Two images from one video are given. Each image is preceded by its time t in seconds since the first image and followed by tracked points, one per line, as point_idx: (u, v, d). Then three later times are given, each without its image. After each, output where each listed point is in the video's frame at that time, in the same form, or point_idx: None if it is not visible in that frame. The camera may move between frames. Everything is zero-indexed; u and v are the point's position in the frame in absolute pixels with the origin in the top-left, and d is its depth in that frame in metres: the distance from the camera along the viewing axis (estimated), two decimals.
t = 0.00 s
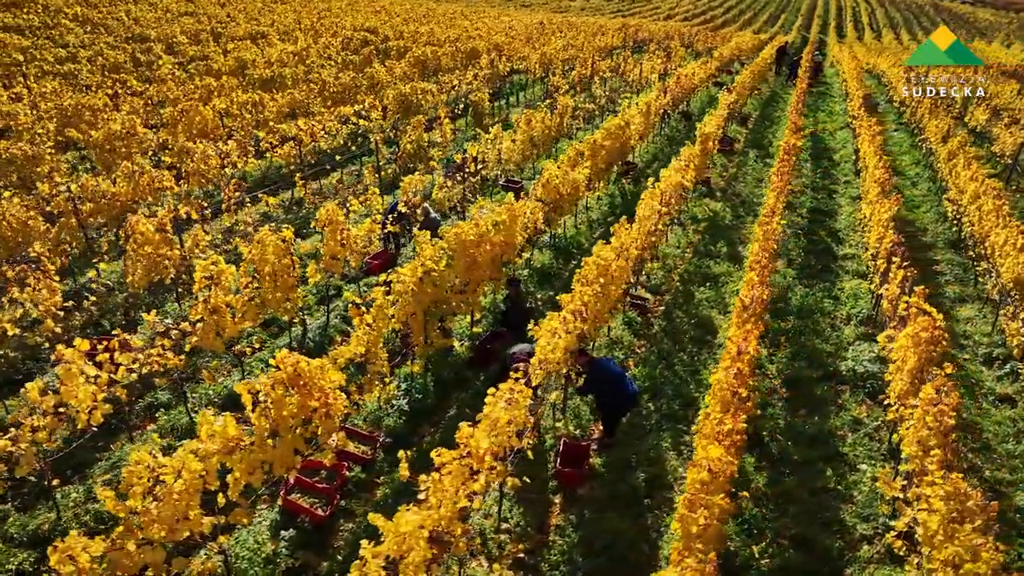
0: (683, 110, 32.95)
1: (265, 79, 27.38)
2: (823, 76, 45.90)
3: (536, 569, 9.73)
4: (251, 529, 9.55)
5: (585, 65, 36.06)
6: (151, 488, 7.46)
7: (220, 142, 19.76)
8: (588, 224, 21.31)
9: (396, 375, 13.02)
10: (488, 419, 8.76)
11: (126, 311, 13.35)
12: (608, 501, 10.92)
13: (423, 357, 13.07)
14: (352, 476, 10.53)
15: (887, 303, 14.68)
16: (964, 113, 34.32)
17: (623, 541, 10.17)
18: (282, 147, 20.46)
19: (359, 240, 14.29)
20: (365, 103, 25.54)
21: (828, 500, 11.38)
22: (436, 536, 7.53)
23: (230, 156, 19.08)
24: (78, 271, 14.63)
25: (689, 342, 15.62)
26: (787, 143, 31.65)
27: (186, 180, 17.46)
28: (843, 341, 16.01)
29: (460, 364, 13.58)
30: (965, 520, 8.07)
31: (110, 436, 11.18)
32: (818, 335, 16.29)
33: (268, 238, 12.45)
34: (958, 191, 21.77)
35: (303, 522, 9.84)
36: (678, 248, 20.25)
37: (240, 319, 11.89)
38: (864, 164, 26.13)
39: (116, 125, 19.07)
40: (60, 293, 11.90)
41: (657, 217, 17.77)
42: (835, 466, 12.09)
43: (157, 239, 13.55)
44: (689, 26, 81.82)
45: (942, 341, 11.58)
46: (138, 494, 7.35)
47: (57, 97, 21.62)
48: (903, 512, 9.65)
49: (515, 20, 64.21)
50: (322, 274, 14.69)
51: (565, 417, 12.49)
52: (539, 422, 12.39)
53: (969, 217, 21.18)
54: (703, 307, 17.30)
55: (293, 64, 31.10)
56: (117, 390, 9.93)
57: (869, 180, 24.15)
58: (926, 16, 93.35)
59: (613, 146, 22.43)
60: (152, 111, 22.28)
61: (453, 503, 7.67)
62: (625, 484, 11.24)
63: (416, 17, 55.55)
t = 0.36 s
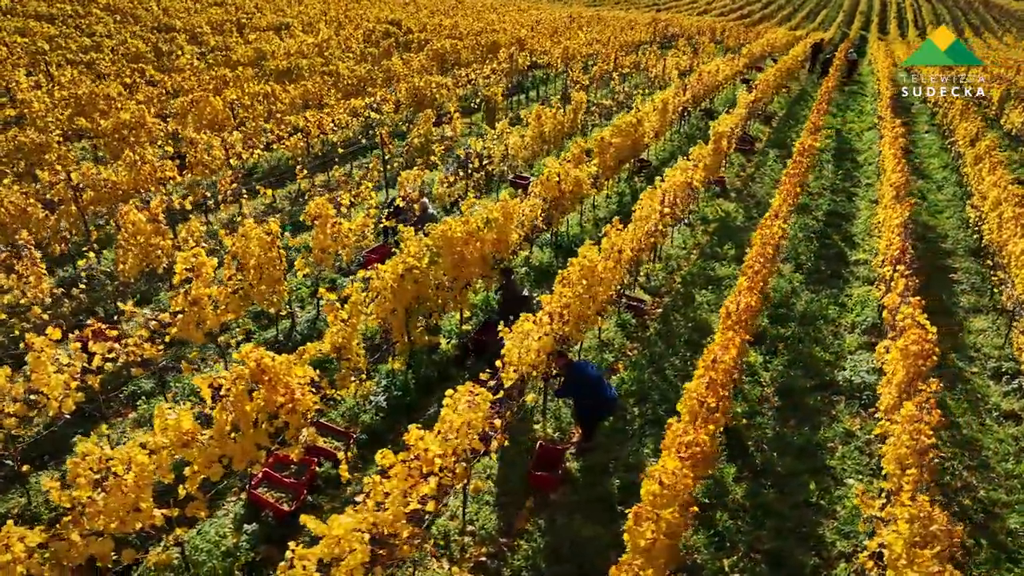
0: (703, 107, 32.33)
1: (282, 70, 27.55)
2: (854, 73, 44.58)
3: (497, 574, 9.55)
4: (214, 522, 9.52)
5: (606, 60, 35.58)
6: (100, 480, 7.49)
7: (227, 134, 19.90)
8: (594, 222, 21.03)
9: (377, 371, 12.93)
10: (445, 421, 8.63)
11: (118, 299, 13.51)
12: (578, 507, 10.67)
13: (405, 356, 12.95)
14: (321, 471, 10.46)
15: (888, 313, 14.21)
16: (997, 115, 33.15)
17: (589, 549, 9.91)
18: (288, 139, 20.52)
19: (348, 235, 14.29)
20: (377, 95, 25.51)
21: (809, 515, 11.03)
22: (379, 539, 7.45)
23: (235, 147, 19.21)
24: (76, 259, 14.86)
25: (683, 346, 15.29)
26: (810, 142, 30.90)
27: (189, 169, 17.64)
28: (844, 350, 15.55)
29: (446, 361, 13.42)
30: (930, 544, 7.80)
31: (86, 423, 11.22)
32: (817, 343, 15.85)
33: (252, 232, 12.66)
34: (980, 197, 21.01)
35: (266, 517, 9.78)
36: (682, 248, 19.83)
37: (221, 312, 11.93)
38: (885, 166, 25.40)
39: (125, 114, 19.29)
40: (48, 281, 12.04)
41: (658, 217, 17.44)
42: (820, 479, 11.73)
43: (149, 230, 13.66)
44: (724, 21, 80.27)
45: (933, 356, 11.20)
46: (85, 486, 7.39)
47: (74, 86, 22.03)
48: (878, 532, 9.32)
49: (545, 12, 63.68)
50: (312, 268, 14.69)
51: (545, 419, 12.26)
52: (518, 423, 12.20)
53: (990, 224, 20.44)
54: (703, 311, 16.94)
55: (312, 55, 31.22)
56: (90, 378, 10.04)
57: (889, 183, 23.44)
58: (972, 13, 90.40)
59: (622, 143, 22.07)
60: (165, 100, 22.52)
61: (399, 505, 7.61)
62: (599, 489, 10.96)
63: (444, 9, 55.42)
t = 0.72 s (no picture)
0: (724, 105, 31.71)
1: (298, 62, 27.71)
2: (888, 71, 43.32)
3: None
4: (180, 513, 9.52)
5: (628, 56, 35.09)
6: (50, 468, 7.56)
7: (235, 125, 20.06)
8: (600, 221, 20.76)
9: (360, 367, 12.86)
10: (402, 421, 8.54)
11: (111, 285, 13.68)
12: (548, 512, 10.47)
13: (387, 351, 12.88)
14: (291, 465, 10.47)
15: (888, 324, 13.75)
16: None
17: (552, 555, 9.71)
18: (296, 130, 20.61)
19: (339, 229, 14.29)
20: (390, 88, 25.49)
21: (786, 529, 10.72)
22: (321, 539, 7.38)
23: (241, 138, 19.35)
24: (77, 245, 15.11)
25: (677, 350, 14.98)
26: (833, 143, 30.11)
27: (194, 159, 17.82)
28: (843, 360, 15.13)
29: (430, 359, 13.31)
30: (889, 569, 7.51)
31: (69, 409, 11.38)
32: (816, 351, 15.43)
33: (238, 223, 12.68)
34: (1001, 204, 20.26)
35: (231, 509, 9.75)
36: (687, 249, 19.46)
37: (203, 302, 12.00)
38: (907, 170, 24.65)
39: (135, 103, 19.56)
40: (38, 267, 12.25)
41: (658, 218, 17.14)
42: (802, 493, 11.41)
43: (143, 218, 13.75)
44: (760, 17, 78.75)
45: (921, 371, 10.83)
46: (36, 476, 7.46)
47: (92, 75, 22.41)
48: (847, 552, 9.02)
49: (575, 6, 63.19)
50: (304, 261, 14.73)
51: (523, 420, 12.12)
52: (496, 425, 12.06)
53: (1010, 232, 19.69)
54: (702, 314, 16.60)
55: (331, 46, 31.35)
56: (66, 366, 10.15)
57: (909, 187, 22.70)
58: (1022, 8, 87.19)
59: (632, 141, 21.70)
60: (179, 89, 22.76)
61: (345, 505, 7.58)
62: (571, 495, 10.73)
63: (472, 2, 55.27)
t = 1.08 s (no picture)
0: (745, 103, 31.07)
1: (315, 54, 27.85)
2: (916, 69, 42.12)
3: None
4: (146, 502, 9.60)
5: (650, 52, 34.58)
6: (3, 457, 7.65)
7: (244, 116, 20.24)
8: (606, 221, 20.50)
9: (342, 362, 12.84)
10: (359, 421, 8.48)
11: (105, 274, 13.87)
12: (518, 516, 10.29)
13: (369, 347, 12.81)
14: (261, 460, 10.49)
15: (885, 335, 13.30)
16: None
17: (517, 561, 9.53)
18: (304, 123, 20.73)
19: (330, 223, 14.30)
20: (404, 82, 25.49)
21: (761, 544, 10.42)
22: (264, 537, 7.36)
23: (249, 129, 19.51)
24: (77, 233, 15.35)
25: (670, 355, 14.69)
26: (858, 144, 29.35)
27: (199, 150, 18.00)
28: (841, 370, 14.69)
29: (414, 355, 13.19)
30: None
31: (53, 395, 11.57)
32: (814, 360, 15.01)
33: (225, 216, 12.74)
34: None
35: (197, 501, 9.80)
36: (692, 250, 19.08)
37: (188, 294, 12.10)
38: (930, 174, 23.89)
39: (147, 93, 19.83)
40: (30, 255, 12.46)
41: (658, 218, 16.83)
42: (782, 507, 11.10)
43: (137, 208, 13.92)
44: (797, 13, 77.09)
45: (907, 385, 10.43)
46: None
47: (110, 64, 22.81)
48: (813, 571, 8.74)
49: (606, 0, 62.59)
50: (296, 254, 14.77)
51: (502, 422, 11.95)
52: (473, 426, 11.89)
53: None
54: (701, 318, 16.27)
55: (351, 38, 31.46)
56: (44, 354, 10.31)
57: (929, 192, 21.99)
58: None
59: (642, 140, 21.38)
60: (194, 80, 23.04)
61: (290, 506, 7.56)
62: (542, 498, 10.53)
63: None
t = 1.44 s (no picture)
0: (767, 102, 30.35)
1: (331, 44, 27.91)
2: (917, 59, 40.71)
3: None
4: (113, 490, 9.69)
5: (672, 47, 33.96)
6: None
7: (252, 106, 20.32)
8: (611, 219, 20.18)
9: (324, 356, 12.80)
10: (315, 419, 8.42)
11: (101, 262, 14.06)
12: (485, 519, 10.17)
13: (351, 342, 12.73)
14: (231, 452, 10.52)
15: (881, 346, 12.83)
16: None
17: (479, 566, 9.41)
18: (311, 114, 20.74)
19: (321, 216, 14.28)
20: (417, 74, 25.36)
21: (732, 558, 10.14)
22: (207, 532, 7.35)
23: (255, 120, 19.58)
24: (79, 219, 15.59)
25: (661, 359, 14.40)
26: (882, 146, 28.49)
27: (203, 139, 18.12)
28: (839, 380, 14.23)
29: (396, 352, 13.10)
30: None
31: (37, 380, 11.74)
32: (810, 368, 14.57)
33: (212, 207, 12.78)
34: None
35: (163, 490, 9.86)
36: (695, 251, 18.65)
37: (171, 284, 12.17)
38: (953, 178, 23.07)
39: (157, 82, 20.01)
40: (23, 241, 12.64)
41: (658, 219, 16.50)
42: (758, 521, 10.79)
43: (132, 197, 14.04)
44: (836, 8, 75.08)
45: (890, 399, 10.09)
46: None
47: (127, 52, 23.10)
48: None
49: None
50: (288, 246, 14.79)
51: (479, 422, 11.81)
52: (450, 425, 11.75)
53: None
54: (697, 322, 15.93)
55: (371, 30, 31.42)
56: (22, 340, 10.43)
57: (950, 197, 21.22)
58: None
59: (652, 137, 20.98)
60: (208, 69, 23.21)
61: (235, 501, 7.57)
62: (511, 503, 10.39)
63: None
